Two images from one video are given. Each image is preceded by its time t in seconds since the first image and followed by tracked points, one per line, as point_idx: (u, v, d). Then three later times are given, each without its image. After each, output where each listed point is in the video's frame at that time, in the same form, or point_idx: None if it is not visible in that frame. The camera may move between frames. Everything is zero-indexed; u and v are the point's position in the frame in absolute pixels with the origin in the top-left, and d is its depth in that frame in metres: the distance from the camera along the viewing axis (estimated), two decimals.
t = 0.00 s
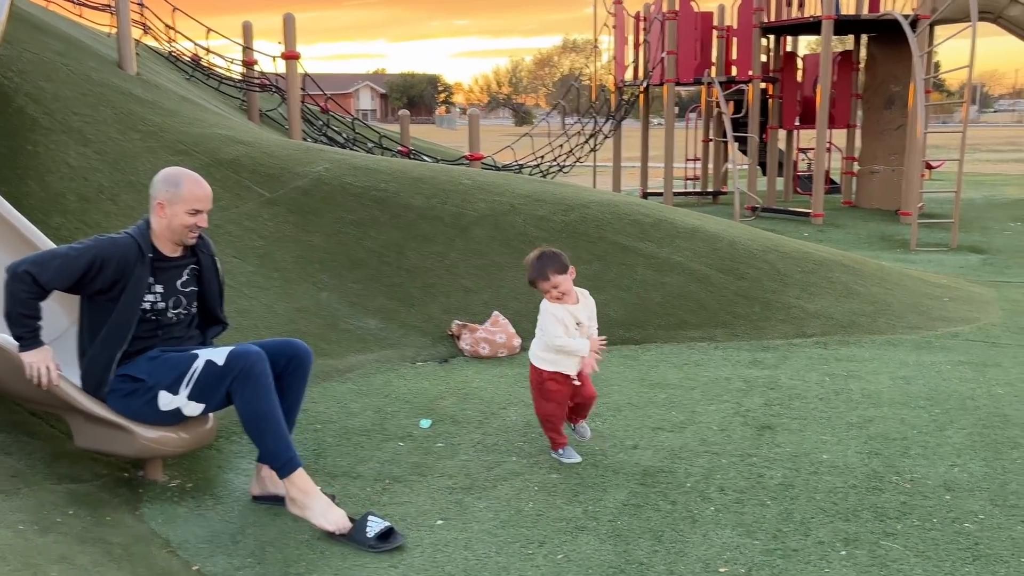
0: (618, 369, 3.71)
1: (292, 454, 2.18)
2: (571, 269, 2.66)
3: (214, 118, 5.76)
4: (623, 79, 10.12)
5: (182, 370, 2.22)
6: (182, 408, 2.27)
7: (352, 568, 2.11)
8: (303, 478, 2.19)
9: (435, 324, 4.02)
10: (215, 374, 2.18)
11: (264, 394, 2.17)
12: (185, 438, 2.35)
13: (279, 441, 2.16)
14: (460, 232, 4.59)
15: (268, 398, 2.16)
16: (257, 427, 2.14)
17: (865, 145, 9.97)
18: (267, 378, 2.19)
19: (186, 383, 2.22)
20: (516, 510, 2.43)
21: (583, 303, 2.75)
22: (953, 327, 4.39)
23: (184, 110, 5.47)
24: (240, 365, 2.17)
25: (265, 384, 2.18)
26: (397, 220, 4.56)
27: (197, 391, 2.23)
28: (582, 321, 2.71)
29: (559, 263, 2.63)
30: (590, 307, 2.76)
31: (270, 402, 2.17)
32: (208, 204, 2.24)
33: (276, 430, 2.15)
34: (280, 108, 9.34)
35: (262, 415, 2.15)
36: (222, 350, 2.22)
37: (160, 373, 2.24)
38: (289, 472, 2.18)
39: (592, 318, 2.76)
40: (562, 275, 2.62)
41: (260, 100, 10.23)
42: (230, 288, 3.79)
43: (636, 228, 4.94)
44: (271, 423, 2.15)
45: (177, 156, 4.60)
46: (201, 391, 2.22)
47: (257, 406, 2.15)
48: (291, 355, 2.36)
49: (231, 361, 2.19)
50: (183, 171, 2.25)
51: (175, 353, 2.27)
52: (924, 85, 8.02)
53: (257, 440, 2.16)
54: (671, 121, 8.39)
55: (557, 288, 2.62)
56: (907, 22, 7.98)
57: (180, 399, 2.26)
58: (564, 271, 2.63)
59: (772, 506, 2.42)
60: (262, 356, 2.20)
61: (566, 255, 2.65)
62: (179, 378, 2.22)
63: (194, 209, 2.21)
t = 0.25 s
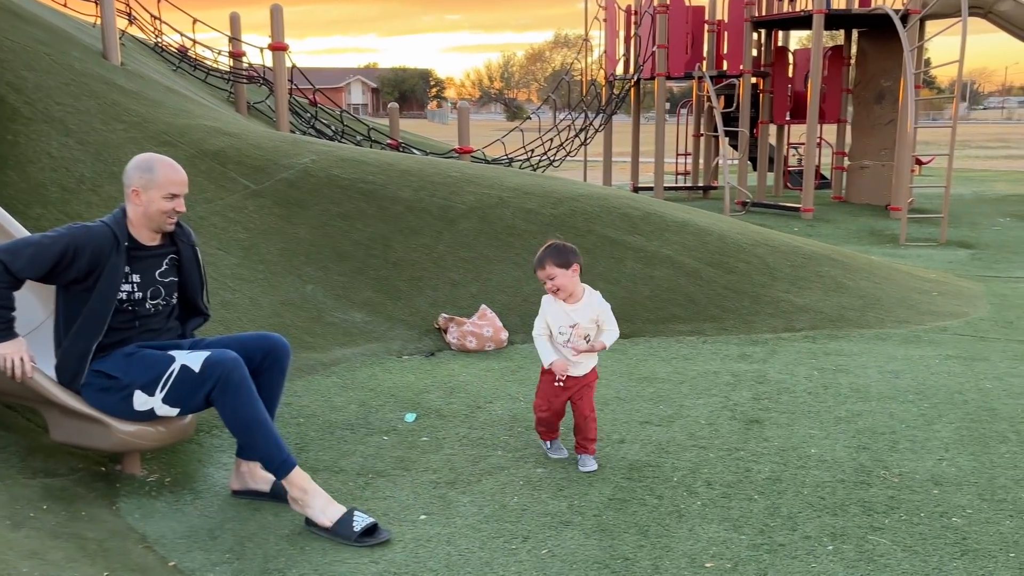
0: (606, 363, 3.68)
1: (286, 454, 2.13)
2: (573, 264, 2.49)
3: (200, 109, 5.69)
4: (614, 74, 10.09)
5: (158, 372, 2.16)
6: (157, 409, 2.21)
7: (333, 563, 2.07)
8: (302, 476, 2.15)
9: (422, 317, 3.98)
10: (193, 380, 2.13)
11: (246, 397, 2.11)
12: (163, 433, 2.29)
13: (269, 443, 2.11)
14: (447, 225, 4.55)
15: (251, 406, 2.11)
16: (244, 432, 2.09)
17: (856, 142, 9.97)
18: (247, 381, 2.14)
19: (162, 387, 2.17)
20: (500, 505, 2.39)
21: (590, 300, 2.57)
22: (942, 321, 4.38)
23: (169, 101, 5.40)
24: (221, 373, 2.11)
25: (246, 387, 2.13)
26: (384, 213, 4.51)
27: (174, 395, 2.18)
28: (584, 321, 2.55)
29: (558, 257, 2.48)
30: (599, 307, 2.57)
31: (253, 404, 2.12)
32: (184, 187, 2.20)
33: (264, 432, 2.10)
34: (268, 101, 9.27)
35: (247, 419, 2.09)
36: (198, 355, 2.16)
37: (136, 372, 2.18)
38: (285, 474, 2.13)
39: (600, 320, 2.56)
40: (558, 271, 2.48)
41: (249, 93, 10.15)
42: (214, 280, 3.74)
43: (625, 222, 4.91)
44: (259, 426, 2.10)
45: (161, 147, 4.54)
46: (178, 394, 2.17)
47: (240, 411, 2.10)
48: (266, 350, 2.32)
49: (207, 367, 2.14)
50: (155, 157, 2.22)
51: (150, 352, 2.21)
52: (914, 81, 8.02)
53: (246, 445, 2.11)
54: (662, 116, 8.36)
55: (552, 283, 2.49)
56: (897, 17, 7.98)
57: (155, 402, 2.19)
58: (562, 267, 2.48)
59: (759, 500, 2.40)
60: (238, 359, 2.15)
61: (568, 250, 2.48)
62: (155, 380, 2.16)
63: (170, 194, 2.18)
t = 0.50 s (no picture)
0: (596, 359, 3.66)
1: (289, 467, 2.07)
2: (570, 259, 2.40)
3: (190, 103, 5.65)
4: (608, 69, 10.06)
5: (152, 377, 2.11)
6: (145, 414, 2.15)
7: (318, 561, 2.05)
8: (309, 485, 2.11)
9: (412, 313, 3.96)
10: (189, 390, 2.07)
11: (244, 411, 2.05)
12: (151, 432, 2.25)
13: (270, 456, 2.04)
14: (439, 220, 4.53)
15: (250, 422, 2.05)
16: (243, 445, 2.03)
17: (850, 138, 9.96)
18: (246, 396, 2.08)
19: (155, 392, 2.11)
20: (488, 503, 2.38)
21: (594, 294, 2.45)
22: (933, 318, 4.38)
23: (159, 95, 5.36)
24: (219, 387, 2.06)
25: (246, 402, 2.07)
26: (375, 208, 4.49)
27: (165, 402, 2.12)
28: (586, 314, 2.43)
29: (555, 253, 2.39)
30: (603, 300, 2.44)
31: (254, 418, 2.07)
32: (166, 177, 2.18)
33: (264, 445, 2.04)
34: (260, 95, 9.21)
35: (246, 432, 2.03)
36: (196, 366, 2.11)
37: (128, 374, 2.13)
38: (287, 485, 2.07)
39: (604, 313, 2.42)
40: (554, 267, 2.39)
41: (241, 87, 10.10)
42: (202, 276, 3.71)
43: (617, 218, 4.90)
44: (259, 438, 2.04)
45: (150, 140, 4.50)
46: (170, 401, 2.11)
47: (239, 423, 2.04)
48: (254, 348, 2.29)
49: (205, 379, 2.08)
50: (135, 149, 2.19)
51: (143, 355, 2.16)
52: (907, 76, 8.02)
53: (245, 457, 2.05)
54: (656, 111, 8.34)
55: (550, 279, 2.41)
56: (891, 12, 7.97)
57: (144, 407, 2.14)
58: (558, 263, 2.39)
59: (748, 498, 2.39)
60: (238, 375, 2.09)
61: (566, 245, 2.39)
62: (148, 384, 2.11)
63: (153, 185, 2.15)
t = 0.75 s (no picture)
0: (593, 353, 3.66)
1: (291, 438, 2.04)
2: (577, 258, 2.34)
3: (187, 96, 5.64)
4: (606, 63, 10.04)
5: (144, 362, 2.12)
6: (141, 401, 2.16)
7: (312, 554, 2.05)
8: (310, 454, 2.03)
9: (408, 307, 3.96)
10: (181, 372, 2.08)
11: (240, 387, 2.05)
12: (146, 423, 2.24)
13: (270, 429, 2.03)
14: (435, 215, 4.52)
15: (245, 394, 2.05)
16: (242, 420, 2.02)
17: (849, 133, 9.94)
18: (240, 372, 2.08)
19: (148, 377, 2.12)
20: (483, 496, 2.38)
21: (603, 289, 2.40)
22: (929, 313, 4.38)
23: (156, 88, 5.35)
24: (211, 365, 2.06)
25: (240, 378, 2.07)
26: (372, 202, 4.48)
27: (160, 386, 2.13)
28: (603, 310, 2.37)
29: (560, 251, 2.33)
30: (615, 295, 2.41)
31: (249, 392, 2.06)
32: (159, 167, 2.18)
33: (264, 418, 2.03)
34: (258, 89, 9.19)
35: (243, 407, 2.02)
36: (186, 347, 2.12)
37: (121, 362, 2.13)
38: (292, 456, 2.02)
39: (617, 307, 2.40)
40: (560, 265, 2.33)
41: (239, 80, 10.08)
42: (199, 269, 3.71)
43: (614, 212, 4.89)
44: (257, 412, 2.03)
45: (146, 133, 4.49)
46: (165, 385, 2.12)
47: (236, 399, 2.03)
48: (251, 340, 2.28)
49: (197, 359, 2.09)
50: (127, 140, 2.19)
51: (136, 342, 2.16)
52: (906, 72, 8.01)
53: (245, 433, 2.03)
54: (654, 106, 8.33)
55: (554, 277, 2.35)
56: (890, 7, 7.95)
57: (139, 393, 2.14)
58: (564, 261, 2.33)
59: (742, 492, 2.39)
60: (230, 352, 2.09)
61: (571, 243, 2.32)
62: (141, 370, 2.12)
63: (145, 175, 2.15)
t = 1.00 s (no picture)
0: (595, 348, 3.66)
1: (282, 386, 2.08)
2: (592, 257, 2.27)
3: (192, 90, 5.65)
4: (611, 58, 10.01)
5: (136, 337, 2.15)
6: (141, 377, 2.18)
7: (312, 546, 2.07)
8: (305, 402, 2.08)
9: (411, 302, 3.97)
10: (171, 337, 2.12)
11: (229, 339, 2.09)
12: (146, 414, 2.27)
13: (262, 378, 2.07)
14: (438, 209, 4.53)
15: (237, 345, 2.08)
16: (234, 372, 2.06)
17: (854, 128, 9.90)
18: (228, 326, 2.11)
19: (143, 351, 2.15)
20: (483, 490, 2.38)
21: (617, 287, 2.37)
22: (932, 309, 4.36)
23: (160, 82, 5.36)
24: (195, 323, 2.09)
25: (228, 331, 2.10)
26: (375, 197, 4.49)
27: (155, 357, 2.16)
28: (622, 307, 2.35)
29: (574, 250, 2.26)
30: (632, 289, 2.41)
31: (237, 344, 2.10)
32: (157, 164, 2.17)
33: (255, 368, 2.07)
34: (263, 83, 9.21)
35: (233, 358, 2.06)
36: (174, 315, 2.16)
37: (114, 344, 2.15)
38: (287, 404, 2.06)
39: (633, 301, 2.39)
40: (574, 265, 2.26)
41: (244, 74, 10.09)
42: (202, 263, 3.72)
43: (618, 208, 4.89)
44: (246, 362, 2.07)
45: (150, 128, 4.51)
46: (161, 356, 2.15)
47: (225, 351, 2.07)
48: (254, 331, 2.29)
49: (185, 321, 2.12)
50: (127, 136, 2.19)
51: (126, 324, 2.19)
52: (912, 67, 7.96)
53: (239, 385, 2.07)
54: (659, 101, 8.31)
55: (569, 278, 2.29)
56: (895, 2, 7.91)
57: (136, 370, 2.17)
58: (578, 261, 2.26)
59: (741, 486, 2.39)
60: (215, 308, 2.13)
61: (585, 242, 2.26)
62: (134, 346, 2.15)
63: (144, 171, 2.14)
